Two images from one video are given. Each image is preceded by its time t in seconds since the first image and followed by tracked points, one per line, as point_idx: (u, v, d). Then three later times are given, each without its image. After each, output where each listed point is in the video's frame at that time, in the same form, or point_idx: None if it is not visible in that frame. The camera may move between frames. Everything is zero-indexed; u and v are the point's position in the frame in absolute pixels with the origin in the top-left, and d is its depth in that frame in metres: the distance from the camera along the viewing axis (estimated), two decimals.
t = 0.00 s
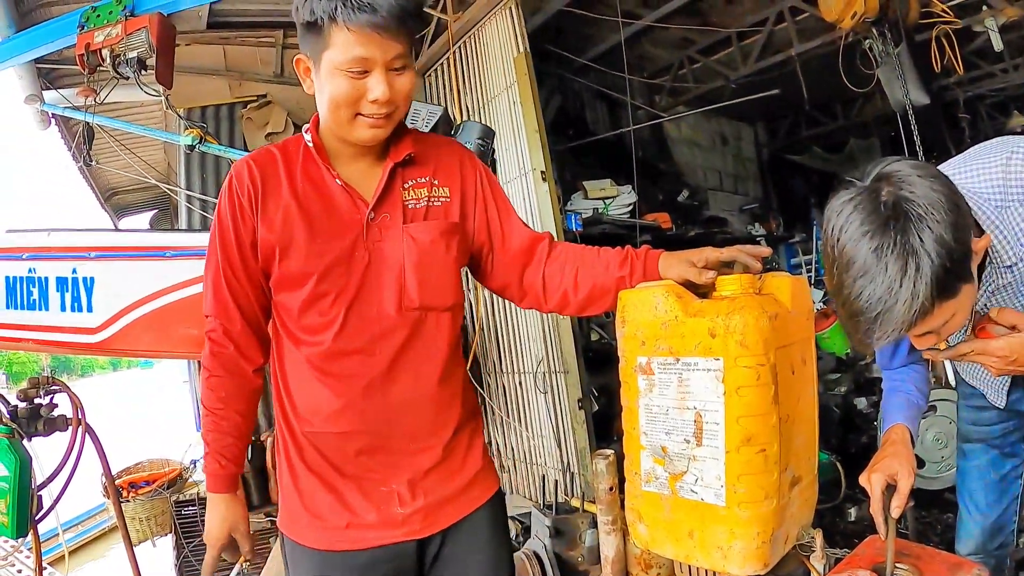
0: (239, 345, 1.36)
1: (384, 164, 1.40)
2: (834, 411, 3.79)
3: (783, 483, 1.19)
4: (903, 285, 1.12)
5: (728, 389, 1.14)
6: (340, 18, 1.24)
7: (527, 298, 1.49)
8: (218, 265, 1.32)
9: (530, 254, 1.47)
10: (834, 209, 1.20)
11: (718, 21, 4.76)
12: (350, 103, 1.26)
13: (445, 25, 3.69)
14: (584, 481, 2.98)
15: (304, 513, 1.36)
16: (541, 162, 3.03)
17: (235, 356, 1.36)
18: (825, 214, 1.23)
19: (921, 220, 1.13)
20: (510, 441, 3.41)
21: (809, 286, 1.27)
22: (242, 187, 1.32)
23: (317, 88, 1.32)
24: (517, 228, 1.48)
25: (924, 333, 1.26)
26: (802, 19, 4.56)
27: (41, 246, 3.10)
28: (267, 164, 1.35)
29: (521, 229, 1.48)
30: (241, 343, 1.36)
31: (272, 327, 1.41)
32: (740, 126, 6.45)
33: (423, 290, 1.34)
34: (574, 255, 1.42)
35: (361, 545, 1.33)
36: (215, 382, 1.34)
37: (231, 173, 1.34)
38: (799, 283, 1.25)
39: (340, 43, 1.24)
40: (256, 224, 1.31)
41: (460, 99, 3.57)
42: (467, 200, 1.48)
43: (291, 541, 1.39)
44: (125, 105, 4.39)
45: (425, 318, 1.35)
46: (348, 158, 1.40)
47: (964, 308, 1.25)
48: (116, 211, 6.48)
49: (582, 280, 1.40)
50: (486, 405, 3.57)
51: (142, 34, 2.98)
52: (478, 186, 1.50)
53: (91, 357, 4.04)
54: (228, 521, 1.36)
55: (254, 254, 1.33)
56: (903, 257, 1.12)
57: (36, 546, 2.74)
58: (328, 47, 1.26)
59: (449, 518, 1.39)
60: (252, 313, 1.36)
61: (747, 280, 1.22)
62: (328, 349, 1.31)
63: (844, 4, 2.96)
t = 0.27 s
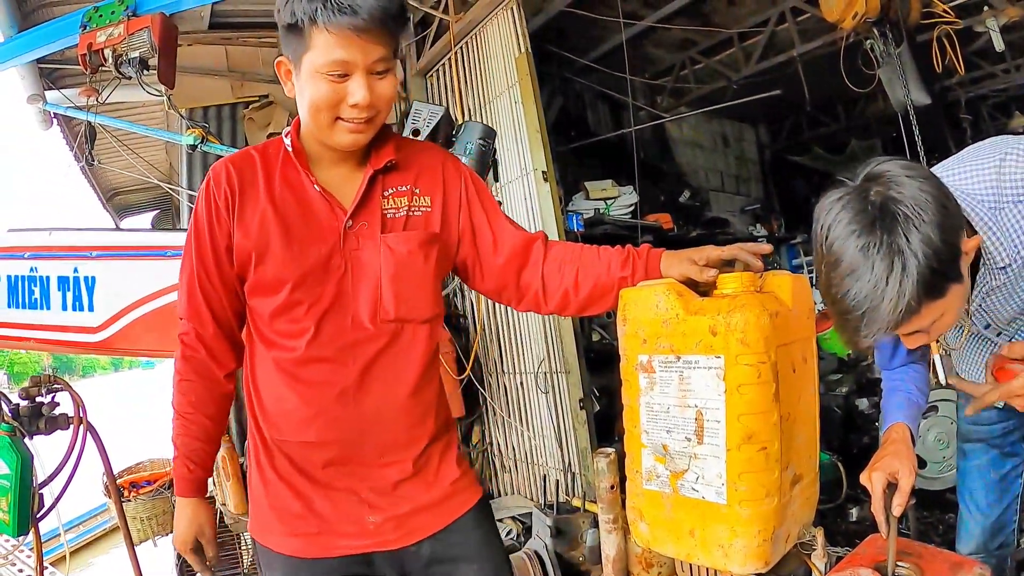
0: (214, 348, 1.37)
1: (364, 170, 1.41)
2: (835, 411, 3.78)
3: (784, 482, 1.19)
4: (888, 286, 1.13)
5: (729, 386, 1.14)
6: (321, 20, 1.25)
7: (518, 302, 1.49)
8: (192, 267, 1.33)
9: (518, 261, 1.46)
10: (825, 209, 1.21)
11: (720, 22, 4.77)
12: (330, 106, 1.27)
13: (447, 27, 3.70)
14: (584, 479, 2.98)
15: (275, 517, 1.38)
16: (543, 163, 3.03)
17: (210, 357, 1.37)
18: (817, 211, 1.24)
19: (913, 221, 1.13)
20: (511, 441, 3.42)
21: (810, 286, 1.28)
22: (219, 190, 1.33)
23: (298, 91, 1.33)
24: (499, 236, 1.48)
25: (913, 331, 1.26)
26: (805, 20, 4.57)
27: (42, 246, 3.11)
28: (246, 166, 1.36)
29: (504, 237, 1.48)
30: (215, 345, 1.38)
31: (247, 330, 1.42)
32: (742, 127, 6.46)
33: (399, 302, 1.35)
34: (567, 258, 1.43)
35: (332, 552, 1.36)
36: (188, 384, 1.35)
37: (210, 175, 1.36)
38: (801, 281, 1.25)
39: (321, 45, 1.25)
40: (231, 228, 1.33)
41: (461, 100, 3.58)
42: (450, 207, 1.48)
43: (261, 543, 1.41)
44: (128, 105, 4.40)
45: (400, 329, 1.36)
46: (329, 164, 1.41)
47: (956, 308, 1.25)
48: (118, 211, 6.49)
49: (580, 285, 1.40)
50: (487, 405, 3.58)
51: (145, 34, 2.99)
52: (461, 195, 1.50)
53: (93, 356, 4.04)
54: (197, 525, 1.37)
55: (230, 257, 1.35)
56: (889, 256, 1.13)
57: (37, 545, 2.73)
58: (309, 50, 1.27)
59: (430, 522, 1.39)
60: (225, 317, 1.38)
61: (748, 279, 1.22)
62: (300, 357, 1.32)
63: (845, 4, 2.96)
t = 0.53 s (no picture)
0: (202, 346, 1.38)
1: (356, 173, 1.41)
2: (835, 413, 3.77)
3: (782, 483, 1.19)
4: (878, 274, 1.12)
5: (728, 388, 1.14)
6: (315, 21, 1.24)
7: (512, 303, 1.49)
8: (181, 267, 1.33)
9: (512, 263, 1.46)
10: (814, 198, 1.21)
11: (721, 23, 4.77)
12: (323, 109, 1.27)
13: (447, 28, 3.71)
14: (584, 480, 2.97)
15: (262, 518, 1.37)
16: (543, 164, 3.03)
17: (197, 355, 1.38)
18: (807, 198, 1.24)
19: (900, 208, 1.13)
20: (510, 441, 3.41)
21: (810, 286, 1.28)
22: (209, 189, 1.33)
23: (291, 91, 1.32)
24: (491, 240, 1.48)
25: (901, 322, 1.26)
26: (805, 21, 4.57)
27: (41, 246, 3.11)
28: (237, 167, 1.36)
29: (497, 241, 1.48)
30: (203, 344, 1.38)
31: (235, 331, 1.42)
32: (743, 129, 6.47)
33: (388, 307, 1.35)
34: (564, 260, 1.43)
35: (316, 554, 1.34)
36: (172, 381, 1.36)
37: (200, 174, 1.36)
38: (800, 282, 1.25)
39: (315, 47, 1.25)
40: (221, 228, 1.32)
41: (461, 101, 3.58)
42: (442, 211, 1.48)
43: (246, 543, 1.41)
44: (128, 105, 4.40)
45: (389, 333, 1.36)
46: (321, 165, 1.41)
47: (947, 296, 1.23)
48: (119, 211, 6.49)
49: (579, 288, 1.40)
50: (486, 405, 3.58)
51: (145, 34, 2.99)
52: (455, 199, 1.49)
53: (93, 357, 4.04)
54: (170, 524, 1.37)
55: (218, 258, 1.34)
56: (877, 245, 1.12)
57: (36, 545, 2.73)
58: (303, 52, 1.26)
59: (422, 524, 1.39)
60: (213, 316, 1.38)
61: (747, 280, 1.22)
62: (287, 358, 1.32)
63: (846, 5, 2.96)
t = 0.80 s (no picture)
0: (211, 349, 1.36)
1: (366, 176, 1.41)
2: (834, 414, 3.76)
3: (780, 486, 1.18)
4: (872, 253, 1.12)
5: (725, 391, 1.14)
6: (328, 25, 1.24)
7: (512, 307, 1.48)
8: (190, 270, 1.32)
9: (511, 268, 1.46)
10: (807, 181, 1.21)
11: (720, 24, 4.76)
12: (336, 112, 1.26)
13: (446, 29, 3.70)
14: (582, 482, 2.96)
15: (273, 517, 1.37)
16: (541, 165, 3.03)
17: (204, 356, 1.37)
18: (800, 182, 1.24)
19: (895, 186, 1.12)
20: (509, 443, 3.40)
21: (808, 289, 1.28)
22: (219, 193, 1.32)
23: (302, 95, 1.32)
24: (495, 243, 1.47)
25: (899, 304, 1.24)
26: (805, 22, 4.57)
27: (37, 247, 3.09)
28: (248, 170, 1.35)
29: (498, 244, 1.47)
30: (212, 346, 1.37)
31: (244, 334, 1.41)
32: (741, 130, 6.47)
33: (400, 310, 1.35)
34: (560, 264, 1.42)
35: (332, 552, 1.34)
36: (174, 380, 1.34)
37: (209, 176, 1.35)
38: (798, 284, 1.24)
39: (328, 52, 1.24)
40: (232, 231, 1.32)
41: (459, 102, 3.57)
42: (450, 213, 1.48)
43: (257, 543, 1.40)
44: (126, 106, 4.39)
45: (400, 335, 1.35)
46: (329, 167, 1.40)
47: (943, 278, 1.22)
48: (117, 212, 6.48)
49: (577, 291, 1.39)
50: (484, 407, 3.56)
51: (142, 35, 2.98)
52: (462, 202, 1.49)
53: (90, 358, 4.03)
54: (166, 524, 1.36)
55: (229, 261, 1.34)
56: (873, 223, 1.11)
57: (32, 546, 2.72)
58: (315, 55, 1.26)
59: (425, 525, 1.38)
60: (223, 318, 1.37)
61: (744, 282, 1.21)
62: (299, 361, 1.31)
63: (845, 6, 2.96)
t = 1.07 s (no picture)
0: (233, 352, 1.33)
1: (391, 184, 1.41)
2: (831, 415, 3.76)
3: (776, 488, 1.18)
4: (859, 243, 1.11)
5: (721, 392, 1.13)
6: (364, 33, 1.24)
7: (514, 310, 1.49)
8: (216, 271, 1.28)
9: (516, 274, 1.46)
10: (795, 172, 1.21)
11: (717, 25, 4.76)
12: (367, 119, 1.26)
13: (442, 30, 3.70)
14: (579, 483, 2.95)
15: (300, 515, 1.33)
16: (538, 165, 3.02)
17: (225, 362, 1.32)
18: (790, 172, 1.24)
19: (880, 175, 1.12)
20: (506, 444, 3.39)
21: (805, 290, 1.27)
22: (248, 196, 1.29)
23: (333, 102, 1.31)
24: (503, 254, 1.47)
25: (890, 295, 1.23)
26: (802, 22, 4.56)
27: (32, 248, 3.07)
28: (275, 174, 1.34)
29: (502, 251, 1.47)
30: (234, 350, 1.33)
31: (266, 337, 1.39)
32: (739, 131, 6.48)
33: (426, 314, 1.35)
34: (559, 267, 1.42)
35: (357, 550, 1.32)
36: (191, 383, 1.29)
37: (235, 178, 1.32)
38: (795, 285, 1.23)
39: (362, 59, 1.24)
40: (261, 235, 1.30)
41: (456, 103, 3.57)
42: (469, 221, 1.48)
43: (280, 543, 1.37)
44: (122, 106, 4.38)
45: (427, 339, 1.36)
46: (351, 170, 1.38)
47: (933, 267, 1.21)
48: (114, 214, 6.47)
49: (574, 292, 1.39)
50: (481, 407, 3.56)
51: (138, 35, 2.97)
52: (481, 210, 1.50)
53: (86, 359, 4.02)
54: (180, 522, 1.29)
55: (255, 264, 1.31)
56: (858, 210, 1.11)
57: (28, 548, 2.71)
58: (349, 62, 1.25)
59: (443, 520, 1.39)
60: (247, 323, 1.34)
61: (741, 283, 1.21)
62: (331, 367, 1.30)
63: (842, 6, 2.95)
